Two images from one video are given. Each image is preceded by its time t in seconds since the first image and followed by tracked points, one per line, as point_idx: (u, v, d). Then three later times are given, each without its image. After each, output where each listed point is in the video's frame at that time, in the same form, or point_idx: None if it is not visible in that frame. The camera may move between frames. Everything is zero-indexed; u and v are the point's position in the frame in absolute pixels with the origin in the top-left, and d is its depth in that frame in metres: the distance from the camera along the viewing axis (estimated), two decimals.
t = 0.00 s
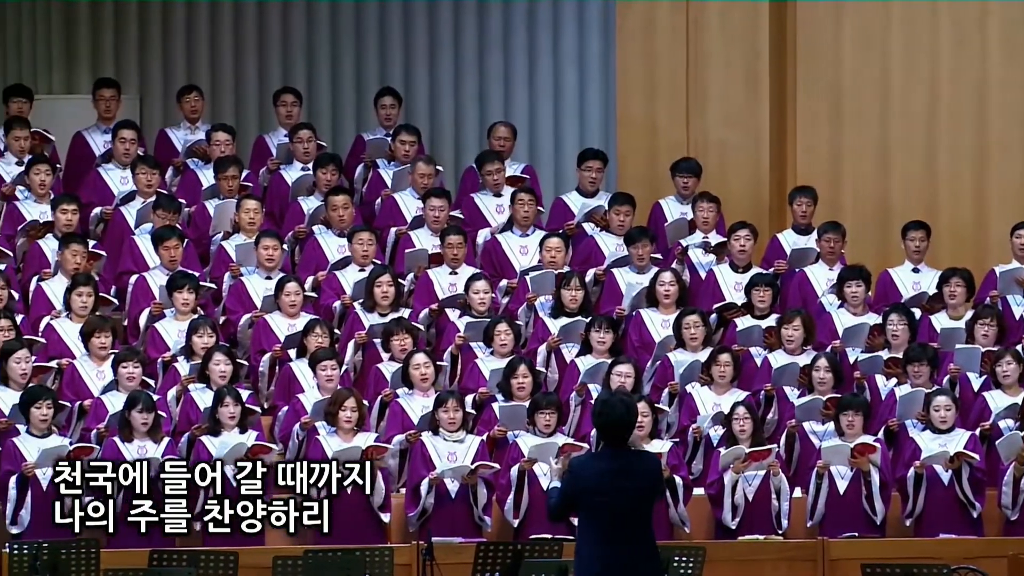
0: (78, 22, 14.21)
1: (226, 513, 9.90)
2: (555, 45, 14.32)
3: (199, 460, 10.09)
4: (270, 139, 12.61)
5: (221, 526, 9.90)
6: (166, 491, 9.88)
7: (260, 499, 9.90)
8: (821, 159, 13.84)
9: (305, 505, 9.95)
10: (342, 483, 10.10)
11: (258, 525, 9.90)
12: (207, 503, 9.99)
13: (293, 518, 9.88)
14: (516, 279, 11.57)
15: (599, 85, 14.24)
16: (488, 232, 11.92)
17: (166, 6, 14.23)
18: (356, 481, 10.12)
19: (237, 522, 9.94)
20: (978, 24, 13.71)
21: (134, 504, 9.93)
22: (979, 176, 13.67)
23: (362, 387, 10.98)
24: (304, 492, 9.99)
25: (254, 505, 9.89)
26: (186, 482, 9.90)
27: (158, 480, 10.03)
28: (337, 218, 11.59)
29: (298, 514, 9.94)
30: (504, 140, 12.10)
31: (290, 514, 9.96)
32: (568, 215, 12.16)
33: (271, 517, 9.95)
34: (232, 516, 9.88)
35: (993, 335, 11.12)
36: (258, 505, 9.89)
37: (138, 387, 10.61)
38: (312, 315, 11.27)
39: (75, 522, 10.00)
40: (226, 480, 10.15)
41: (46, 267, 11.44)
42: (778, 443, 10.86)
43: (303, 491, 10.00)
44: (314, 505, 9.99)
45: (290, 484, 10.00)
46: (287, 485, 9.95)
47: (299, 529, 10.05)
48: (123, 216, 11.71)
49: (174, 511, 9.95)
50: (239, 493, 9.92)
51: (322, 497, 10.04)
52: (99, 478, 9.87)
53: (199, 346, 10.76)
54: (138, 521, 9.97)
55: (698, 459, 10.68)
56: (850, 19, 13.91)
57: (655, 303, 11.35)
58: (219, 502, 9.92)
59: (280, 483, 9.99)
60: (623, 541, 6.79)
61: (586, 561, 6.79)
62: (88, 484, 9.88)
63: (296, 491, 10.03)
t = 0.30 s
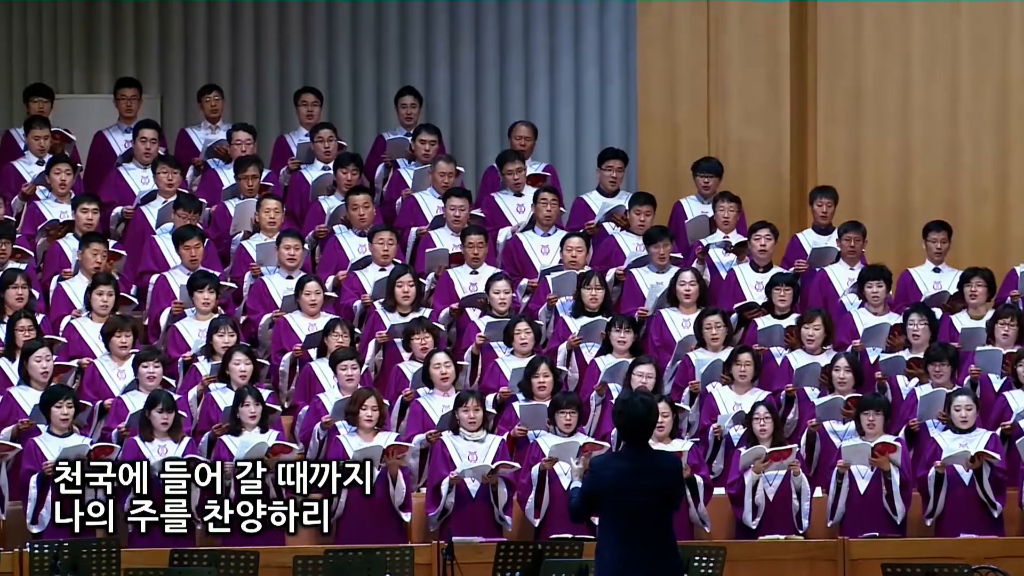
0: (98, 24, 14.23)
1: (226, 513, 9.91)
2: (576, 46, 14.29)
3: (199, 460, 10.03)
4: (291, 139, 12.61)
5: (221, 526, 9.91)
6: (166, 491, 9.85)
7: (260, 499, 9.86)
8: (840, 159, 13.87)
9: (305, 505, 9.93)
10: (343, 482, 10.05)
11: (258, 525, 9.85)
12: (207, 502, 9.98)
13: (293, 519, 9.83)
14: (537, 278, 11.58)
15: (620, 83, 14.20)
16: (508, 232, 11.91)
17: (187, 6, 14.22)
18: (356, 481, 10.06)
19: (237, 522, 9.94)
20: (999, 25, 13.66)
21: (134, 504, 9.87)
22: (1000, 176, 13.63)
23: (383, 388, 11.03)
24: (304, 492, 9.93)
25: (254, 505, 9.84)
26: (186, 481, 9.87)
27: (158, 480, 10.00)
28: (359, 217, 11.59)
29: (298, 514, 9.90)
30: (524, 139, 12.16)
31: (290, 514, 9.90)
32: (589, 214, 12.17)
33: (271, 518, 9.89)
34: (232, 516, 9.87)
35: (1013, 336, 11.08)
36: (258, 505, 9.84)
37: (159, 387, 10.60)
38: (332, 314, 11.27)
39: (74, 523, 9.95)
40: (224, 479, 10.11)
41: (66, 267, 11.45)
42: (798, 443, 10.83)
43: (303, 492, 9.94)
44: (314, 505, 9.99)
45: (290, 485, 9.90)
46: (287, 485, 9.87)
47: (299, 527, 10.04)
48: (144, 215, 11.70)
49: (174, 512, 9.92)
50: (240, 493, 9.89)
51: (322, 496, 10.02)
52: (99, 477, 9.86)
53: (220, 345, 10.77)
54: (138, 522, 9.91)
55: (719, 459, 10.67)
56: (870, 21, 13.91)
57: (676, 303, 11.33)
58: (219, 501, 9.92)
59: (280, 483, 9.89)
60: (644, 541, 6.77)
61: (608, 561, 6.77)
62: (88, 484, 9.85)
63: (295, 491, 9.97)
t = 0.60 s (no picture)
0: (116, 24, 14.24)
1: (226, 513, 9.92)
2: (594, 46, 14.31)
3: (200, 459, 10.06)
4: (308, 139, 12.62)
5: (221, 526, 9.93)
6: (166, 491, 9.90)
7: (260, 499, 9.93)
8: (859, 157, 13.79)
9: (305, 505, 9.99)
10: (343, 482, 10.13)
11: (258, 525, 9.93)
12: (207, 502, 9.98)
13: (293, 519, 9.91)
14: (555, 277, 11.58)
15: (638, 84, 14.25)
16: (528, 230, 11.90)
17: (206, 5, 14.24)
18: (356, 481, 10.14)
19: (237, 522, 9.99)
20: (1019, 24, 13.65)
21: (134, 504, 9.88)
22: (1017, 176, 13.63)
23: (400, 388, 11.01)
24: (304, 492, 9.99)
25: (254, 505, 9.92)
26: (186, 482, 9.91)
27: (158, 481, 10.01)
28: (376, 217, 11.59)
29: (298, 514, 9.98)
30: (542, 138, 12.13)
31: (290, 514, 9.98)
32: (607, 213, 12.19)
33: (271, 518, 9.97)
34: (232, 516, 9.91)
35: None
36: (258, 505, 9.92)
37: (177, 387, 10.61)
38: (350, 314, 11.28)
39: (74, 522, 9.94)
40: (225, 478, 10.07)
41: (83, 267, 11.46)
42: (816, 442, 10.81)
43: (303, 491, 9.99)
44: (314, 505, 10.04)
45: (290, 484, 9.97)
46: (287, 485, 9.94)
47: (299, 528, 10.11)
48: (163, 215, 11.71)
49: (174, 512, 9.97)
50: (240, 493, 9.95)
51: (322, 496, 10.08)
52: (99, 477, 9.87)
53: (238, 345, 10.77)
54: (137, 522, 9.92)
55: (737, 458, 10.69)
56: (888, 21, 13.86)
57: (694, 302, 11.33)
58: (219, 501, 9.92)
59: (280, 483, 9.96)
60: (661, 540, 6.81)
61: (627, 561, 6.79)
62: (88, 484, 9.86)
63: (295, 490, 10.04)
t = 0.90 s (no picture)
0: (135, 24, 14.31)
1: (226, 513, 9.94)
2: (613, 45, 14.27)
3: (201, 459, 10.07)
4: (328, 138, 12.63)
5: (221, 526, 9.94)
6: (166, 491, 9.88)
7: (260, 499, 9.95)
8: (878, 155, 13.75)
9: (304, 505, 9.97)
10: (342, 482, 10.20)
11: (258, 525, 9.95)
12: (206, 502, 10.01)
13: (292, 519, 9.92)
14: (574, 276, 11.57)
15: (656, 86, 14.18)
16: (548, 229, 11.88)
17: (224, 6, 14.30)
18: (355, 481, 10.21)
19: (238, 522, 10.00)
20: None
21: (134, 504, 9.88)
22: None
23: (421, 386, 11.06)
24: (303, 493, 9.99)
25: (254, 505, 9.93)
26: (186, 482, 9.90)
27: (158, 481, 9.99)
28: (395, 216, 11.59)
29: (298, 514, 9.97)
30: (562, 139, 12.16)
31: (290, 514, 9.99)
32: (626, 213, 12.19)
33: (271, 518, 9.98)
34: (231, 516, 9.92)
35: None
36: (258, 505, 9.94)
37: (196, 387, 10.61)
38: (369, 313, 11.29)
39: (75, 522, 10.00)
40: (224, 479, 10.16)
41: (102, 267, 11.49)
42: (835, 441, 10.83)
43: (303, 491, 9.99)
44: (314, 505, 10.02)
45: (290, 485, 9.97)
46: (286, 485, 9.94)
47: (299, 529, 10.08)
48: (182, 215, 11.71)
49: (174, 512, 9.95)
50: (240, 493, 9.96)
51: (322, 496, 10.07)
52: (99, 478, 9.88)
53: (257, 345, 10.77)
54: (138, 522, 9.93)
55: (755, 458, 10.69)
56: (908, 20, 13.84)
57: (713, 301, 11.33)
58: (219, 501, 9.94)
59: (280, 483, 9.96)
60: (684, 542, 6.74)
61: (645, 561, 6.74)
62: (88, 484, 9.89)
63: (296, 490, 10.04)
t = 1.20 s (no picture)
0: (156, 22, 14.27)
1: (226, 513, 9.97)
2: (634, 45, 14.26)
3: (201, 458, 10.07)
4: (348, 138, 12.62)
5: (221, 526, 9.98)
6: (166, 491, 9.89)
7: (260, 499, 9.91)
8: (899, 155, 13.77)
9: (304, 505, 9.94)
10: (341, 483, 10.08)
11: (258, 526, 9.92)
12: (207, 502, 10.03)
13: (291, 520, 9.89)
14: (594, 276, 11.56)
15: (678, 86, 14.22)
16: (569, 229, 11.88)
17: (244, 4, 14.26)
18: (356, 481, 10.11)
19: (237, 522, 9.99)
20: None
21: (134, 504, 9.86)
22: None
23: (441, 386, 11.03)
24: (303, 493, 9.94)
25: (253, 505, 9.91)
26: (185, 481, 9.92)
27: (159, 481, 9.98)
28: (416, 216, 11.61)
29: (298, 515, 9.95)
30: (581, 137, 12.20)
31: (290, 514, 9.96)
32: (646, 213, 12.20)
33: (271, 517, 9.95)
34: (232, 516, 9.93)
35: None
36: (258, 505, 9.91)
37: (217, 387, 10.60)
38: (390, 312, 11.30)
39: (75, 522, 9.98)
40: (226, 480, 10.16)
41: (123, 267, 11.46)
42: (856, 442, 10.81)
43: (303, 492, 9.94)
44: (314, 505, 9.97)
45: (290, 485, 9.91)
46: (286, 486, 9.89)
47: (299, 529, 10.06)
48: (202, 214, 11.70)
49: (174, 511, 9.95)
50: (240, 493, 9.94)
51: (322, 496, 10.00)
52: (99, 477, 9.83)
53: (278, 345, 10.77)
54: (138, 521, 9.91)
55: (776, 457, 10.65)
56: (930, 19, 13.81)
57: (734, 301, 11.32)
58: (219, 502, 9.97)
59: (280, 483, 9.91)
60: (705, 544, 6.81)
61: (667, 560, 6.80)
62: (88, 484, 9.85)
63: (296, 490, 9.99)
